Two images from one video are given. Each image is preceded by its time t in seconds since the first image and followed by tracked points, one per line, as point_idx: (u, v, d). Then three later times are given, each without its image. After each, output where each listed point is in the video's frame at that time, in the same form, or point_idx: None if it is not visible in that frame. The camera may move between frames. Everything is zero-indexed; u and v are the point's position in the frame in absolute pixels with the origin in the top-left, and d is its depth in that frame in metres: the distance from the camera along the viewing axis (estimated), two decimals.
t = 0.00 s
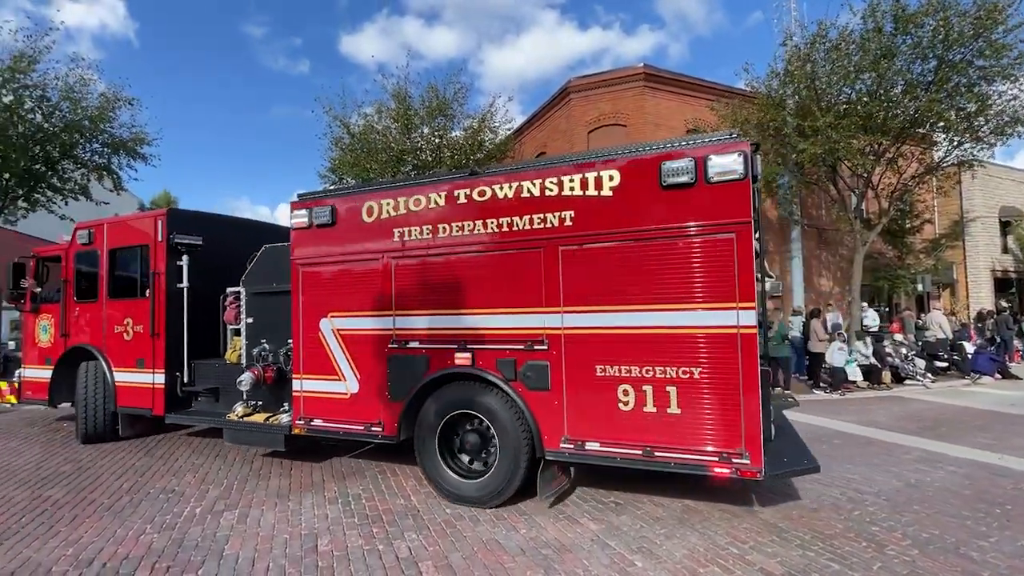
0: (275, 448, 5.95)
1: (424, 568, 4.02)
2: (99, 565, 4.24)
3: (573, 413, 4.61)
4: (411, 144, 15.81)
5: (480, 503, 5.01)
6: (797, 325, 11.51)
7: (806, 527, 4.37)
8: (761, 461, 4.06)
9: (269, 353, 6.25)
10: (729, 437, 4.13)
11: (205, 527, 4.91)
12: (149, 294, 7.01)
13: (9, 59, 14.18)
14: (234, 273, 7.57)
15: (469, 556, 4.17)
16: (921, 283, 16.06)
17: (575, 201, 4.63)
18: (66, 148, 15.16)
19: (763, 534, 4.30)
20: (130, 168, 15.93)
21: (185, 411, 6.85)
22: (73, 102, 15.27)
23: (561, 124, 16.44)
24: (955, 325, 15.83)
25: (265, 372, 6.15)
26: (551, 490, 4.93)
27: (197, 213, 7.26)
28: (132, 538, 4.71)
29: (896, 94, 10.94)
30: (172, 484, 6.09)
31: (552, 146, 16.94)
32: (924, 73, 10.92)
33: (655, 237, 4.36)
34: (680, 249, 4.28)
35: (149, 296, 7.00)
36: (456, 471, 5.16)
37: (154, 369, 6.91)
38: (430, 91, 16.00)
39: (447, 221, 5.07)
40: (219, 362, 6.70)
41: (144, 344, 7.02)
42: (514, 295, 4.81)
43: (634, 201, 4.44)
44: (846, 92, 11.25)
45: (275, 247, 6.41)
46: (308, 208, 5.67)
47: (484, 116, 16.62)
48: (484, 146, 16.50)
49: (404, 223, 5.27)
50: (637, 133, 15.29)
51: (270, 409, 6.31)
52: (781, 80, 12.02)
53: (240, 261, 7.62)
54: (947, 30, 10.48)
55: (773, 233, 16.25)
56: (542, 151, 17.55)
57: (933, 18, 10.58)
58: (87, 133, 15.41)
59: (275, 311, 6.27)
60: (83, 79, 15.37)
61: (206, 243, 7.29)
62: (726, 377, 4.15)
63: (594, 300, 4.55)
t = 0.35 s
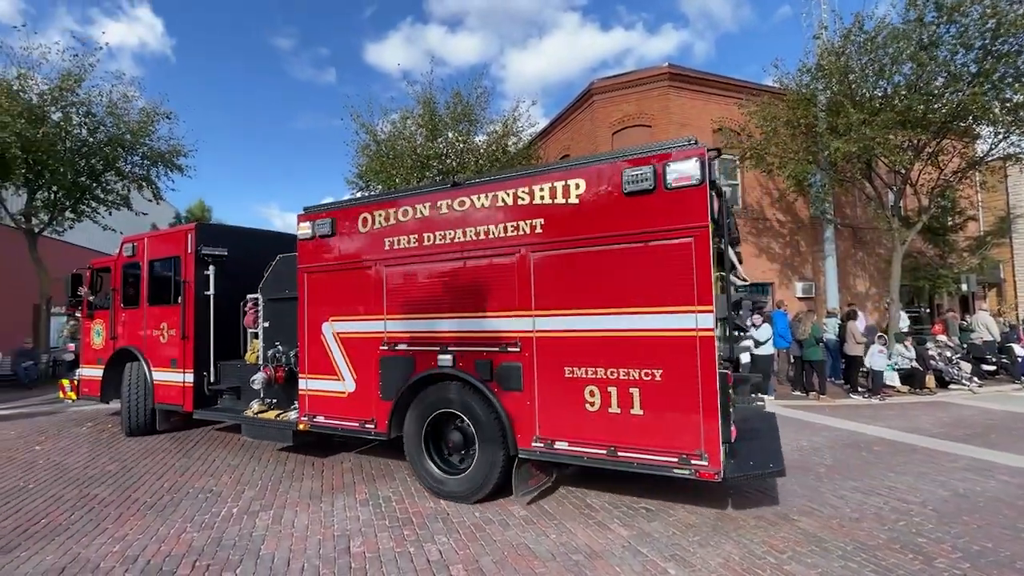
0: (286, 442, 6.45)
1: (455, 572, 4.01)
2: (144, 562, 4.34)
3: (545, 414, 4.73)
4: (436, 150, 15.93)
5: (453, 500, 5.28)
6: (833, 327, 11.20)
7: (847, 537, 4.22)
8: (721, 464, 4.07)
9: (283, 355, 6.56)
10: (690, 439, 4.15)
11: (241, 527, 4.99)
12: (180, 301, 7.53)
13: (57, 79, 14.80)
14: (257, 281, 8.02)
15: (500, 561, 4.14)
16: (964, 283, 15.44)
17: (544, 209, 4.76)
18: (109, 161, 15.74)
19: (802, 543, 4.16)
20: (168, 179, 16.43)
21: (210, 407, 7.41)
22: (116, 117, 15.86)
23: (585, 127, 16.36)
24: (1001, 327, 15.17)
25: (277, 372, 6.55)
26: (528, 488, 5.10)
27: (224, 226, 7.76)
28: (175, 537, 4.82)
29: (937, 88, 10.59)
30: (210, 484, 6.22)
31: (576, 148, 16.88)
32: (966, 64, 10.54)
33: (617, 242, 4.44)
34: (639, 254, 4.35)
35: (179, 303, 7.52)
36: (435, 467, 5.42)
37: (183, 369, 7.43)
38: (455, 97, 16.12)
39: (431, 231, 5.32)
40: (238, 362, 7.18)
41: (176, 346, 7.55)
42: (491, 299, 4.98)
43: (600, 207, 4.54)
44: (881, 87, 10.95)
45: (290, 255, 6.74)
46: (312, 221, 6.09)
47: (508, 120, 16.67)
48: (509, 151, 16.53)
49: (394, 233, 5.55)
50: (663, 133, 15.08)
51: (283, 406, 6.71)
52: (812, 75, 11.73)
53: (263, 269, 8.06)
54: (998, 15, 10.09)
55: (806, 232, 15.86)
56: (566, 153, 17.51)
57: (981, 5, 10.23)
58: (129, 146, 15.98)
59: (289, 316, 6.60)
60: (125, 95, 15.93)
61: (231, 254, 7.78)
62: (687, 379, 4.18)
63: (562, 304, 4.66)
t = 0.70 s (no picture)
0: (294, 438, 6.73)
1: None
2: (174, 562, 4.40)
3: (517, 415, 4.95)
4: (454, 154, 15.99)
5: (436, 494, 5.52)
6: (860, 329, 10.98)
7: (878, 547, 4.11)
8: (678, 464, 4.20)
9: (291, 357, 6.89)
10: (649, 440, 4.30)
11: (267, 529, 5.03)
12: (202, 307, 7.86)
13: (91, 93, 15.22)
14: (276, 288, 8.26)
15: (522, 566, 4.11)
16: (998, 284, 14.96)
17: (516, 219, 4.97)
18: (139, 172, 16.12)
19: (831, 553, 4.05)
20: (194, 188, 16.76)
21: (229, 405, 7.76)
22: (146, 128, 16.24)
23: (602, 130, 16.28)
24: None
25: (285, 372, 6.92)
26: (505, 487, 5.33)
27: (243, 236, 8.04)
28: (203, 537, 4.88)
29: (968, 83, 10.31)
30: (236, 486, 6.30)
31: (594, 151, 16.80)
32: (999, 58, 10.25)
33: (582, 248, 4.61)
34: (602, 261, 4.51)
35: (202, 309, 7.85)
36: (422, 460, 5.68)
37: (206, 370, 7.79)
38: (472, 102, 16.16)
39: (417, 240, 5.61)
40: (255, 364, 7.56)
41: (199, 349, 7.91)
42: (470, 305, 5.23)
43: (567, 215, 4.71)
44: (907, 84, 10.72)
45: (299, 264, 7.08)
46: (314, 231, 6.48)
47: (525, 124, 16.68)
48: (527, 155, 16.55)
49: (384, 243, 5.87)
50: (682, 135, 14.87)
51: (292, 406, 7.04)
52: (835, 73, 11.52)
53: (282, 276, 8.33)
54: None
55: (831, 233, 15.57)
56: (583, 156, 17.43)
57: None
58: (157, 157, 16.37)
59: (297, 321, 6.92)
60: (155, 107, 16.32)
61: (250, 263, 8.06)
62: (647, 381, 4.32)
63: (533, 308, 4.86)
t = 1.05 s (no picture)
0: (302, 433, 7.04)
1: None
2: (196, 563, 4.44)
3: (486, 415, 5.20)
4: (469, 159, 16.04)
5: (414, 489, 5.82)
6: (884, 333, 10.76)
7: (905, 558, 3.99)
8: (627, 463, 4.40)
9: (296, 358, 7.45)
10: (603, 440, 4.48)
11: (286, 531, 5.04)
12: (220, 313, 8.21)
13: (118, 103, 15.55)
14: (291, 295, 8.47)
15: (539, 572, 4.06)
16: None
17: (486, 228, 5.25)
18: (163, 180, 16.42)
19: (856, 564, 3.94)
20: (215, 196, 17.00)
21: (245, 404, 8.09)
22: (169, 137, 16.52)
23: (617, 133, 16.22)
24: None
25: (290, 374, 7.45)
26: (479, 483, 5.53)
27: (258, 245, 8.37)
28: (224, 539, 4.90)
29: (990, 80, 10.07)
30: (256, 488, 6.33)
31: (608, 155, 16.74)
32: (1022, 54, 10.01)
33: (544, 256, 4.85)
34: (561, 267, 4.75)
35: (220, 315, 8.20)
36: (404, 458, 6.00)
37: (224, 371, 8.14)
38: (487, 107, 16.22)
39: (401, 249, 5.96)
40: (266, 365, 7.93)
41: (218, 351, 8.24)
42: (447, 309, 5.53)
43: (530, 224, 4.96)
44: (926, 81, 10.54)
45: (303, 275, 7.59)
46: (315, 240, 6.93)
47: (539, 128, 16.70)
48: (541, 159, 16.57)
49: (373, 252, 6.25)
50: (698, 137, 14.69)
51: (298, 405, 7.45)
52: (855, 72, 11.34)
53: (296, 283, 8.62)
54: None
55: (852, 234, 15.31)
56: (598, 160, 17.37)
57: None
58: (180, 165, 16.68)
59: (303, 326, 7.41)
60: (178, 116, 16.61)
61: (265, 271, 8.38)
62: (599, 383, 4.52)
63: (500, 313, 5.12)
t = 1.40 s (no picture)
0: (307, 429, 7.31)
1: None
2: (212, 564, 4.46)
3: (460, 415, 5.46)
4: (479, 163, 16.05)
5: (402, 482, 6.04)
6: (902, 337, 10.59)
7: (925, 567, 3.90)
8: (583, 463, 4.53)
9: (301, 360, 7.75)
10: (561, 440, 4.67)
11: (299, 533, 5.05)
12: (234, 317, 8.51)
13: (136, 110, 15.78)
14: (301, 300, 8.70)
15: None
16: None
17: (461, 238, 5.54)
18: (179, 185, 16.64)
19: (875, 572, 3.87)
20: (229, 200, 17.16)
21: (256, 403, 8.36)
22: (185, 142, 16.74)
23: (627, 135, 16.15)
24: None
25: (295, 373, 7.73)
26: (459, 480, 5.73)
27: (270, 253, 8.68)
28: (239, 540, 4.92)
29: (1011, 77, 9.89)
30: (270, 490, 6.35)
31: (619, 157, 16.68)
32: None
33: (510, 265, 5.09)
34: (525, 276, 4.99)
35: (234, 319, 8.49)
36: (391, 453, 6.26)
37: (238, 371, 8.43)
38: (496, 110, 16.25)
39: (389, 258, 6.31)
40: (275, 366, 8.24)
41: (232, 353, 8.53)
42: (428, 314, 5.82)
43: (499, 235, 5.22)
44: (945, 78, 10.38)
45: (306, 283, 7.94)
46: (316, 249, 7.33)
47: (549, 131, 16.69)
48: (551, 161, 16.59)
49: (366, 260, 6.61)
50: (709, 139, 14.61)
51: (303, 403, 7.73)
52: (869, 71, 11.21)
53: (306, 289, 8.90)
54: None
55: (867, 236, 15.13)
56: (608, 162, 17.31)
57: None
58: (195, 171, 16.90)
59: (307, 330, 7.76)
60: (194, 122, 16.83)
61: (277, 277, 8.70)
62: (558, 386, 4.70)
63: (473, 318, 5.37)
